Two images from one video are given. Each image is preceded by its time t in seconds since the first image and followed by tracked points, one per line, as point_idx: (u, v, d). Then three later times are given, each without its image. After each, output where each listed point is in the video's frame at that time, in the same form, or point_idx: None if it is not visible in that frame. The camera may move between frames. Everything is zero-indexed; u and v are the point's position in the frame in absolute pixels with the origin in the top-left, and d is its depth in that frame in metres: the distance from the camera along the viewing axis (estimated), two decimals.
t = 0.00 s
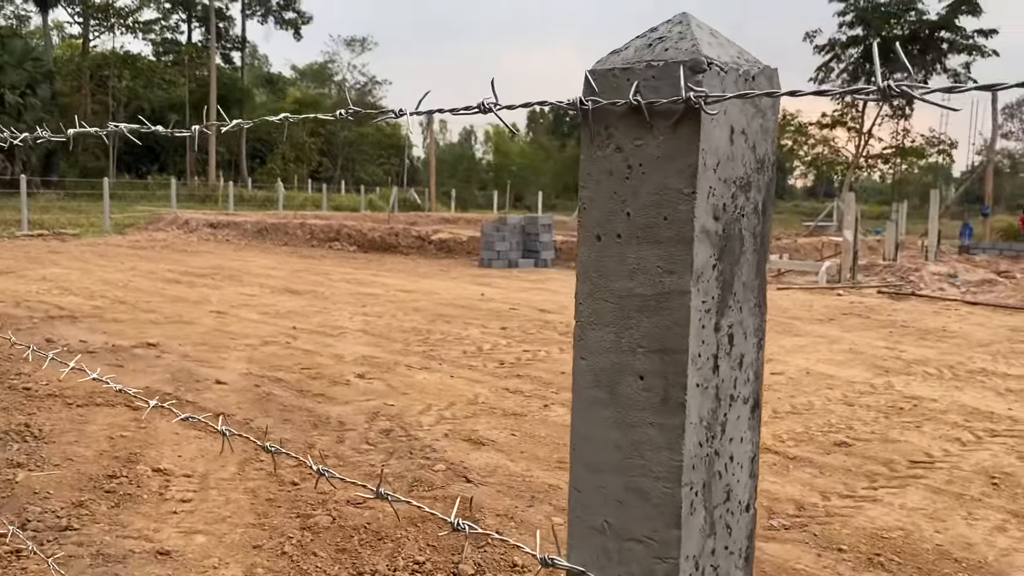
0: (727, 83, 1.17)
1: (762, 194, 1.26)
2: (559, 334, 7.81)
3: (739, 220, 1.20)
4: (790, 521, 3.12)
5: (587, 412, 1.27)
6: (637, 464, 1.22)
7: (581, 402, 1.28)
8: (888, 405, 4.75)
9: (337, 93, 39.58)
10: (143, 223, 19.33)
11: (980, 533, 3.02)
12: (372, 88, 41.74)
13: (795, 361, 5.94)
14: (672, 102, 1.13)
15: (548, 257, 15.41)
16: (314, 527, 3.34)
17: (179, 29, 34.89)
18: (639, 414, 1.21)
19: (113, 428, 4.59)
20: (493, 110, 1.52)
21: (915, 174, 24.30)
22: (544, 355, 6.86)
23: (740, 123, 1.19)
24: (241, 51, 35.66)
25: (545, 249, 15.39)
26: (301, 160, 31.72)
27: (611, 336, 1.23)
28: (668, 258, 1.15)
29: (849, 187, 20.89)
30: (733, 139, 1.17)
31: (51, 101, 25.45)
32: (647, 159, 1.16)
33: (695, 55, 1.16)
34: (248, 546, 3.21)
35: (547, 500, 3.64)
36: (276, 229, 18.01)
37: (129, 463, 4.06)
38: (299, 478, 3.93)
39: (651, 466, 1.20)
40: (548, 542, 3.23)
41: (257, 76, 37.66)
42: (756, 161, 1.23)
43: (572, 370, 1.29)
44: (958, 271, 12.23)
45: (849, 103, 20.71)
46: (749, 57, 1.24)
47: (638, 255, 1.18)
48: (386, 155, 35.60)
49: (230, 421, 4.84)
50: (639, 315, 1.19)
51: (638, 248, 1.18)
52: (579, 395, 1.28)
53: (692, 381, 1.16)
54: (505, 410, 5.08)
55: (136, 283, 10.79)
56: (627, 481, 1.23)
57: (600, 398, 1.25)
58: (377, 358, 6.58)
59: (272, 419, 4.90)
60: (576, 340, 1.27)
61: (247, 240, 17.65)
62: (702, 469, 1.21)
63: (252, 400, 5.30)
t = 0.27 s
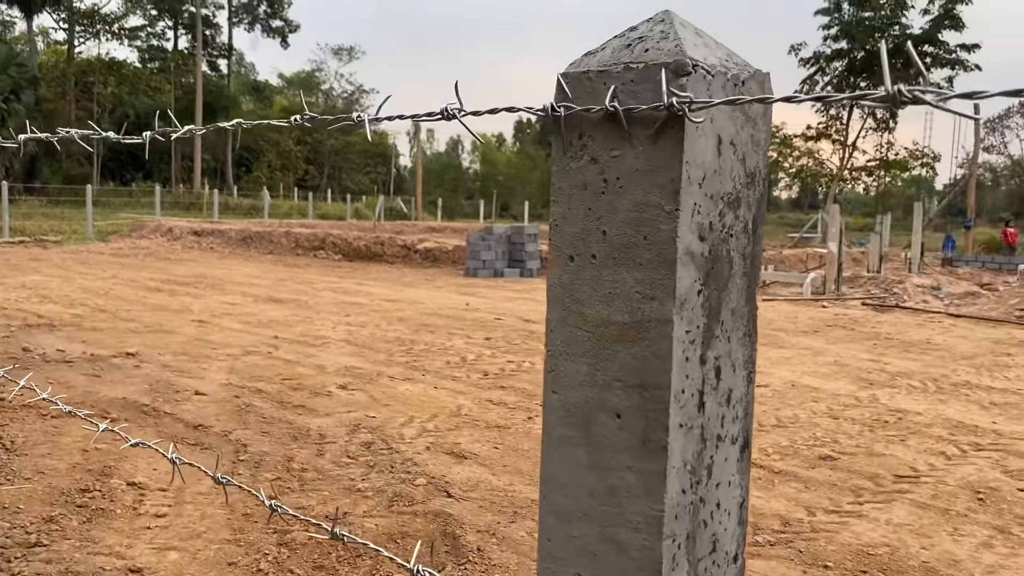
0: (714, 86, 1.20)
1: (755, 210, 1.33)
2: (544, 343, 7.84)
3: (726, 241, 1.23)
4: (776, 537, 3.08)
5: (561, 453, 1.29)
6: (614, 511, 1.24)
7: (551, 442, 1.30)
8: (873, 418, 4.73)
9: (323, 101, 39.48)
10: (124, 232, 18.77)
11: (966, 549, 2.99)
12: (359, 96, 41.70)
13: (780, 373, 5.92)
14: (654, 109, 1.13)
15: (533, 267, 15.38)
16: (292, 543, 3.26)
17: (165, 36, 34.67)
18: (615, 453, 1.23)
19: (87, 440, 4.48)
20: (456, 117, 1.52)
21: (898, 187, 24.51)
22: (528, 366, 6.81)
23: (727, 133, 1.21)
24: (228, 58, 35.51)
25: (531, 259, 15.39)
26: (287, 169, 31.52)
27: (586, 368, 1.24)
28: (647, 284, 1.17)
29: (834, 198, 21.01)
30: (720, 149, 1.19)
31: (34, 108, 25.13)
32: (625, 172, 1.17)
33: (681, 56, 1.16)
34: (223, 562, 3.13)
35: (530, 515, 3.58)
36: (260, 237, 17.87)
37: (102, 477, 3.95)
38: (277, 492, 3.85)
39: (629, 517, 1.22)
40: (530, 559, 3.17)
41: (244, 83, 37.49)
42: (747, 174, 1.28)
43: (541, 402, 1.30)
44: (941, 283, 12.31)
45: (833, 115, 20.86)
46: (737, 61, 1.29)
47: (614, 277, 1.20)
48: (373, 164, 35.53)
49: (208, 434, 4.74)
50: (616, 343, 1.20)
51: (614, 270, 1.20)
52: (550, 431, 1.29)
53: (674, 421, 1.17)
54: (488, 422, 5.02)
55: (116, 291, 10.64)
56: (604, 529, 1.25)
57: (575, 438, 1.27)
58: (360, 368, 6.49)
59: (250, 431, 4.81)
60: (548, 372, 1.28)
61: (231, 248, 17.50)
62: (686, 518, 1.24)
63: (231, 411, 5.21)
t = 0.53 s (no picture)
0: (700, 81, 1.24)
1: (744, 216, 1.37)
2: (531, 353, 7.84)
3: (712, 253, 1.27)
4: (765, 553, 3.03)
5: (534, 485, 1.33)
6: (589, 552, 1.26)
7: (523, 474, 1.34)
8: (862, 431, 4.70)
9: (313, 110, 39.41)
10: (112, 238, 18.88)
11: (956, 565, 2.95)
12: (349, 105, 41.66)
13: (769, 386, 5.88)
14: (634, 107, 1.16)
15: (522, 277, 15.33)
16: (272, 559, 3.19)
17: (155, 43, 34.54)
18: (587, 484, 1.26)
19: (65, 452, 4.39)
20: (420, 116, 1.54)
21: (886, 199, 24.65)
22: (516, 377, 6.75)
23: (711, 133, 1.25)
24: (217, 66, 35.39)
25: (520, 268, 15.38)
26: (276, 177, 31.33)
27: (558, 393, 1.28)
28: (627, 301, 1.19)
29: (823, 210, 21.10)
30: (707, 151, 1.24)
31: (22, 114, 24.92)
32: (601, 176, 1.20)
33: (664, 48, 1.19)
34: None
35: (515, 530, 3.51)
36: (248, 245, 17.74)
37: (78, 489, 3.86)
38: (259, 505, 3.78)
39: (607, 559, 1.24)
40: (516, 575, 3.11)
41: (233, 91, 37.38)
42: (735, 178, 1.33)
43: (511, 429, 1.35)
44: (929, 296, 12.34)
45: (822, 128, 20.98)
46: (726, 57, 1.33)
47: (590, 292, 1.23)
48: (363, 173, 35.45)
49: (190, 445, 4.66)
50: (591, 365, 1.24)
51: (589, 285, 1.23)
52: (523, 461, 1.33)
53: (653, 455, 1.20)
54: (475, 434, 4.96)
55: (100, 300, 10.51)
56: (577, 573, 1.28)
57: (546, 471, 1.31)
58: (345, 379, 6.42)
59: (232, 442, 4.73)
60: (518, 396, 1.33)
61: (218, 257, 17.37)
62: (668, 559, 1.27)
63: (213, 422, 5.12)
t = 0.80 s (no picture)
0: (693, 73, 1.22)
1: (735, 224, 1.37)
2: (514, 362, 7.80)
3: (702, 261, 1.26)
4: (751, 564, 3.00)
5: (511, 516, 1.30)
6: None
7: (499, 503, 1.31)
8: (846, 440, 4.70)
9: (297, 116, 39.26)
10: (91, 244, 18.66)
11: None
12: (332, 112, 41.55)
13: (753, 395, 5.87)
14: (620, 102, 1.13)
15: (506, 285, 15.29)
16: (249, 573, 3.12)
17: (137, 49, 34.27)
18: (568, 512, 1.23)
19: (39, 463, 4.29)
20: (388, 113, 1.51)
21: (867, 209, 24.89)
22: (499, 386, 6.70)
23: (704, 131, 1.24)
24: (200, 72, 35.20)
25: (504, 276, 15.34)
26: (259, 184, 31.05)
27: (537, 414, 1.25)
28: (612, 315, 1.16)
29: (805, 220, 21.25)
30: (698, 152, 1.22)
31: (1, 119, 24.65)
32: (583, 176, 1.18)
33: (652, 36, 1.16)
34: None
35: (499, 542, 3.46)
36: (229, 252, 17.58)
37: (51, 501, 3.77)
38: (237, 517, 3.70)
39: None
40: None
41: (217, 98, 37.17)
42: (727, 183, 1.32)
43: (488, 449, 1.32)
44: (911, 304, 12.43)
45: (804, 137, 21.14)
46: (718, 51, 1.31)
47: (571, 303, 1.20)
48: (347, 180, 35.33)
49: (167, 456, 4.57)
50: (572, 385, 1.21)
51: (570, 295, 1.19)
52: (498, 490, 1.31)
53: (641, 482, 1.17)
54: (458, 444, 4.91)
55: (78, 307, 10.36)
56: None
57: (526, 500, 1.28)
58: (327, 388, 6.34)
59: (211, 453, 4.64)
60: (494, 417, 1.29)
61: (199, 264, 17.20)
62: None
63: (192, 432, 5.04)
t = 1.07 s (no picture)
0: (711, 83, 1.22)
1: (754, 244, 1.39)
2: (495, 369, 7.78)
3: (720, 285, 1.27)
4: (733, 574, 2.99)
5: (512, 557, 1.31)
6: None
7: (499, 540, 1.33)
8: (826, 448, 4.71)
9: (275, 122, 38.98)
10: (65, 251, 18.36)
11: None
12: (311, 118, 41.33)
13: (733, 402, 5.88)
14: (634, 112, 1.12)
15: (486, 291, 15.25)
16: None
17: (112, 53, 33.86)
18: (575, 557, 1.24)
19: (9, 475, 4.19)
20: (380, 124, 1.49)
21: (843, 216, 25.17)
22: (479, 394, 6.66)
23: (722, 146, 1.25)
24: (177, 77, 34.84)
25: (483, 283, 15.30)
26: (235, 190, 30.68)
27: (541, 448, 1.26)
28: (625, 344, 1.17)
29: (782, 226, 21.45)
30: (717, 166, 1.23)
31: None
32: (592, 195, 1.18)
33: (667, 40, 1.16)
34: None
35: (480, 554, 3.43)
36: (206, 259, 17.37)
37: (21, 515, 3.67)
38: (213, 529, 3.63)
39: None
40: None
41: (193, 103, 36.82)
42: (746, 201, 1.35)
43: (488, 488, 1.33)
44: (888, 311, 12.55)
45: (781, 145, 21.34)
46: (734, 58, 1.33)
47: (579, 331, 1.21)
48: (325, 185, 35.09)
49: (142, 467, 4.48)
50: (580, 420, 1.22)
51: (578, 322, 1.21)
52: (498, 526, 1.32)
53: (657, 526, 1.17)
54: (438, 454, 4.86)
55: (51, 314, 10.17)
56: None
57: (531, 540, 1.29)
58: (305, 397, 6.27)
59: (186, 463, 4.56)
60: (496, 452, 1.31)
61: (175, 271, 16.98)
62: None
63: (167, 442, 4.95)
